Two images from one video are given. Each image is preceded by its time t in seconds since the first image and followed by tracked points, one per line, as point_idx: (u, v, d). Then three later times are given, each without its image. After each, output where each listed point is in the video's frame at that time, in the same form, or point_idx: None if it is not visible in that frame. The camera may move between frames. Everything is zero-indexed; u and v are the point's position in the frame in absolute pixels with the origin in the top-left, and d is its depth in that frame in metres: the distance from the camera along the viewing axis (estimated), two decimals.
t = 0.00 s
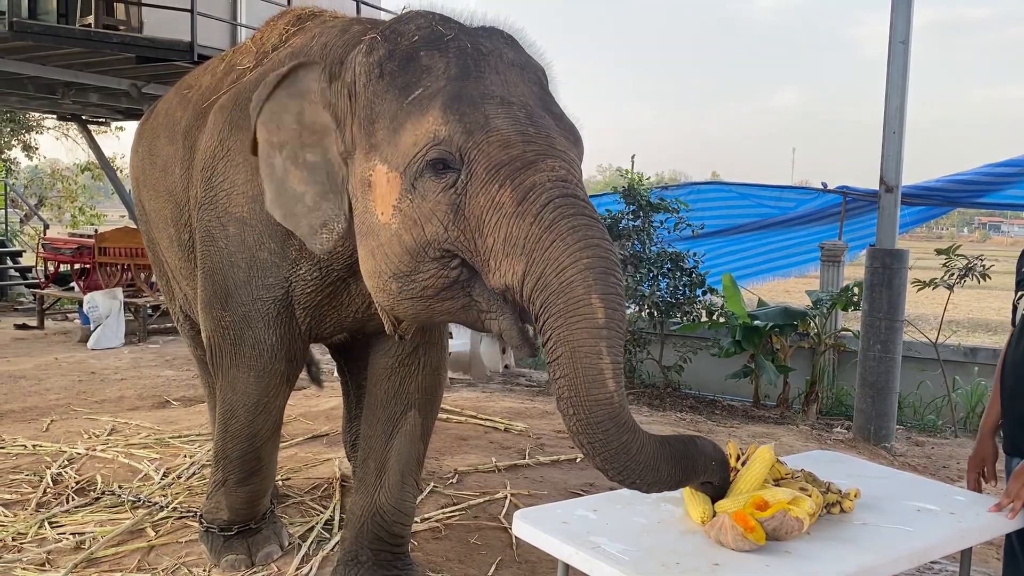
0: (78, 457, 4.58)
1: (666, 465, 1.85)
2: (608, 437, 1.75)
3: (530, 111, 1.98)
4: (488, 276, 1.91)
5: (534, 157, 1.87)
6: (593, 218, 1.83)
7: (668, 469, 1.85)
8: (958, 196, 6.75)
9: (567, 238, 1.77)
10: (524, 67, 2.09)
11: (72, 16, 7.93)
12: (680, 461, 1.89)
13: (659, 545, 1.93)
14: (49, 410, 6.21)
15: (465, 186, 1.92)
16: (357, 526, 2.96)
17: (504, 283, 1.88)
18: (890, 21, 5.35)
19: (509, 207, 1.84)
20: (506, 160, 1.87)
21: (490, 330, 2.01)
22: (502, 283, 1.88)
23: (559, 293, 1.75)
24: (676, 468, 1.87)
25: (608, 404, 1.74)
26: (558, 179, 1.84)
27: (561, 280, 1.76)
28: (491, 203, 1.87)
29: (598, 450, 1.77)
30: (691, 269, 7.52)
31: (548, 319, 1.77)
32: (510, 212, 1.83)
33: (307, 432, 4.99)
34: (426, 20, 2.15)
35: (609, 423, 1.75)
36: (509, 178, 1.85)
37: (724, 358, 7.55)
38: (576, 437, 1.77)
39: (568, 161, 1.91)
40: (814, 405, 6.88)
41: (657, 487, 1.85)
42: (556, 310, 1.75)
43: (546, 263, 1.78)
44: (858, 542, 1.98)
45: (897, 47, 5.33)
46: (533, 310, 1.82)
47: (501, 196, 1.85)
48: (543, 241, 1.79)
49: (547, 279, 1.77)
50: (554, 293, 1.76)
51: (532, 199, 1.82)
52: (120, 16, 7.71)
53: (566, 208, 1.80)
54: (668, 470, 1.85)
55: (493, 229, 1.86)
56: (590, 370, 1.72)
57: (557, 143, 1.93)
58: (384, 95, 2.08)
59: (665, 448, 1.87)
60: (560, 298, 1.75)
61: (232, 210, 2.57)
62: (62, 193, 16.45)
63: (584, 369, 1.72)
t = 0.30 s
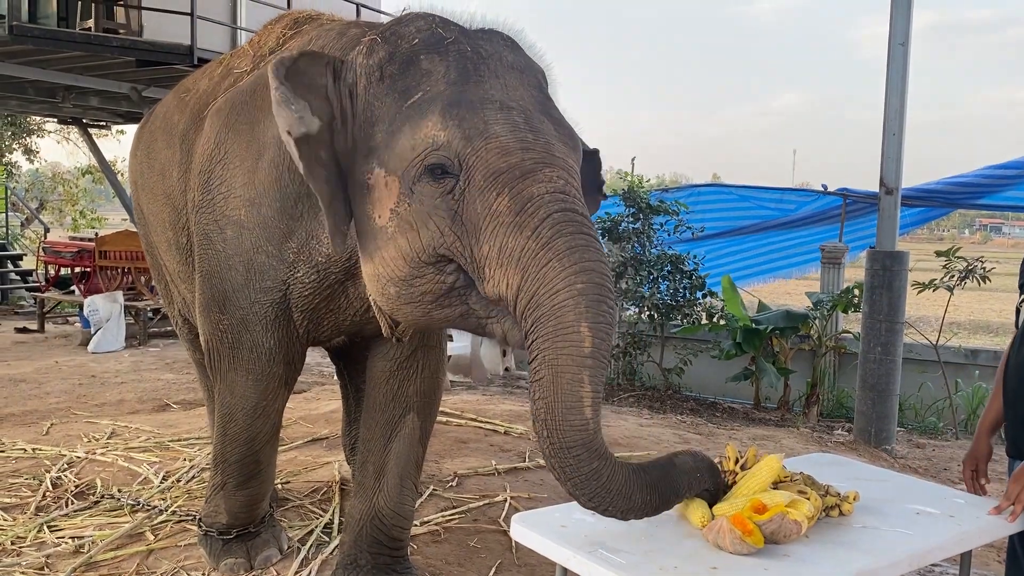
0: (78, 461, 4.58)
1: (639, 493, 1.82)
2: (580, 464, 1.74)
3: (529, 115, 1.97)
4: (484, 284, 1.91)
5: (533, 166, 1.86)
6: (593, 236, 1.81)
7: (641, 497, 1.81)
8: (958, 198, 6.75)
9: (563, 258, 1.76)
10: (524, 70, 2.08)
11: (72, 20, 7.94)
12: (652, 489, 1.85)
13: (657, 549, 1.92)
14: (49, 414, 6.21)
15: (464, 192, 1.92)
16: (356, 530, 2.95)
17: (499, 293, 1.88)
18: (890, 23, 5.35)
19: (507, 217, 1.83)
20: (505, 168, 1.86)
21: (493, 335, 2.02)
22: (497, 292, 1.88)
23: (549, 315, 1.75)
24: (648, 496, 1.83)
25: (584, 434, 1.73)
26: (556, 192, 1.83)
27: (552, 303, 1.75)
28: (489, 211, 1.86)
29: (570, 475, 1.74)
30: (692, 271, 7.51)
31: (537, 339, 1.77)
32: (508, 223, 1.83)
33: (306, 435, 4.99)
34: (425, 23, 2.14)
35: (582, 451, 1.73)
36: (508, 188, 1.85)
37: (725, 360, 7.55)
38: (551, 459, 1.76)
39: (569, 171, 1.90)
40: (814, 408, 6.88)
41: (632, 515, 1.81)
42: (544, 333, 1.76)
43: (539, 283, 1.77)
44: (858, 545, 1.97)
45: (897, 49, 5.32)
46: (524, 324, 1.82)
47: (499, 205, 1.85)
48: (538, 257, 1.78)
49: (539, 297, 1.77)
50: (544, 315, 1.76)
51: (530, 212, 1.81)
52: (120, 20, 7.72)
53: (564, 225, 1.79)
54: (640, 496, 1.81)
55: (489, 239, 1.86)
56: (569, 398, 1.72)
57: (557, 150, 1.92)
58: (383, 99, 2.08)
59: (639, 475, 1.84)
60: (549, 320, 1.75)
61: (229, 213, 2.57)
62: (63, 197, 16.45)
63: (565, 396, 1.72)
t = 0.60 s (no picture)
0: (75, 463, 4.57)
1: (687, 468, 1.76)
2: (614, 450, 1.72)
3: (520, 117, 1.97)
4: (477, 287, 1.90)
5: (525, 165, 1.86)
6: (586, 232, 1.82)
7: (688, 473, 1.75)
8: (957, 198, 6.74)
9: (560, 255, 1.76)
10: (514, 72, 2.08)
11: (71, 23, 7.94)
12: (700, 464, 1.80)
13: (650, 549, 1.91)
14: (48, 417, 6.20)
15: (455, 194, 1.91)
16: (352, 532, 2.94)
17: (493, 293, 1.87)
18: (887, 24, 5.34)
19: (500, 217, 1.82)
20: (496, 169, 1.86)
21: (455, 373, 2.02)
22: (490, 292, 1.87)
23: (551, 313, 1.74)
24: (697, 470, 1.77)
25: (615, 417, 1.71)
26: (549, 191, 1.83)
27: (553, 300, 1.74)
28: (481, 212, 1.85)
29: (608, 460, 1.73)
30: (691, 273, 7.50)
31: (543, 339, 1.75)
32: (501, 223, 1.82)
33: (305, 437, 4.98)
34: (414, 26, 2.14)
35: (616, 435, 1.71)
36: (500, 187, 1.84)
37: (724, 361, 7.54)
38: (584, 447, 1.74)
39: (561, 170, 1.90)
40: (814, 409, 6.86)
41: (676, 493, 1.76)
42: (550, 329, 1.74)
43: (538, 282, 1.76)
44: (853, 545, 1.96)
45: (895, 49, 5.31)
46: (525, 324, 1.80)
47: (491, 206, 1.84)
48: (535, 256, 1.77)
49: (538, 296, 1.76)
50: (545, 314, 1.75)
51: (523, 211, 1.81)
52: (119, 23, 7.72)
53: (558, 223, 1.79)
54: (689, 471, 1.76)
55: (482, 239, 1.85)
56: (589, 388, 1.71)
57: (548, 150, 1.92)
58: (374, 103, 2.07)
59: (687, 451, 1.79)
60: (552, 319, 1.74)
61: (223, 215, 2.56)
62: (64, 200, 16.46)
63: (583, 385, 1.71)
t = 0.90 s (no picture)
0: (73, 469, 4.56)
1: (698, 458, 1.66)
2: (665, 401, 1.66)
3: (515, 112, 1.96)
4: (482, 281, 1.89)
5: (523, 158, 1.87)
6: (588, 218, 1.84)
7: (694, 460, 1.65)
8: (955, 198, 6.74)
9: (568, 240, 1.77)
10: (507, 68, 2.07)
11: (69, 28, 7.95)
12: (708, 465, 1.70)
13: (644, 553, 1.90)
14: (47, 422, 6.20)
15: (454, 190, 1.91)
16: (348, 536, 2.94)
17: (503, 287, 1.85)
18: (884, 24, 5.35)
19: (503, 211, 1.83)
20: (495, 163, 1.86)
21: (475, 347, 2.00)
22: (499, 287, 1.86)
23: (572, 296, 1.73)
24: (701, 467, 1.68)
25: (661, 366, 1.68)
26: (549, 181, 1.83)
27: (571, 284, 1.74)
28: (482, 207, 1.86)
29: (655, 416, 1.66)
30: (690, 274, 7.50)
31: (569, 321, 1.74)
32: (504, 216, 1.82)
33: (303, 441, 4.97)
34: (405, 25, 2.14)
35: (666, 385, 1.67)
36: (499, 181, 1.84)
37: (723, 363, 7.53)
38: (629, 406, 1.68)
39: (558, 161, 1.91)
40: (813, 410, 6.85)
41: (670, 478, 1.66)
42: (575, 312, 1.73)
43: (552, 270, 1.76)
44: (848, 548, 1.95)
45: (891, 50, 5.32)
46: (547, 317, 1.78)
47: (491, 200, 1.84)
48: (543, 245, 1.78)
49: (555, 284, 1.75)
50: (566, 298, 1.74)
51: (525, 202, 1.81)
52: (116, 28, 7.73)
53: (561, 211, 1.80)
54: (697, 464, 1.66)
55: (487, 234, 1.85)
56: (634, 343, 1.68)
57: (545, 144, 1.93)
58: (367, 101, 2.06)
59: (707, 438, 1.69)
60: (575, 300, 1.73)
61: (216, 220, 2.56)
62: (64, 205, 16.48)
63: (624, 344, 1.68)
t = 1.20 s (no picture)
0: (77, 475, 4.58)
1: (713, 465, 1.63)
2: (655, 413, 1.66)
3: (520, 125, 1.97)
4: (485, 294, 1.89)
5: (527, 172, 1.87)
6: (591, 233, 1.84)
7: (709, 471, 1.62)
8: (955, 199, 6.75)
9: (570, 256, 1.77)
10: (511, 81, 2.08)
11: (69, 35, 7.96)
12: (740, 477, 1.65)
13: (650, 559, 1.91)
14: (50, 429, 6.21)
15: (458, 203, 1.91)
16: (353, 542, 2.94)
17: (505, 301, 1.86)
18: (883, 27, 5.36)
19: (506, 225, 1.83)
20: (499, 177, 1.86)
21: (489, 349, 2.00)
22: (501, 300, 1.86)
23: (571, 312, 1.74)
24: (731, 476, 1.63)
25: (653, 378, 1.68)
26: (552, 196, 1.84)
27: (571, 300, 1.74)
28: (487, 220, 1.86)
29: (646, 425, 1.66)
30: (690, 277, 7.52)
31: (567, 338, 1.74)
32: (508, 230, 1.83)
33: (306, 447, 4.98)
34: (410, 37, 2.15)
35: (658, 396, 1.67)
36: (503, 196, 1.85)
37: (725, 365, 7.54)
38: (620, 419, 1.69)
39: (562, 175, 1.91)
40: (816, 412, 6.85)
41: (693, 492, 1.63)
42: (573, 329, 1.74)
43: (553, 287, 1.76)
44: (852, 552, 1.96)
45: (891, 52, 5.33)
46: (545, 334, 1.79)
47: (496, 214, 1.85)
48: (545, 260, 1.78)
49: (556, 301, 1.75)
50: (565, 315, 1.75)
51: (529, 217, 1.81)
52: (117, 34, 7.75)
53: (564, 226, 1.80)
54: (717, 472, 1.62)
55: (490, 248, 1.85)
56: (627, 358, 1.69)
57: (548, 157, 1.93)
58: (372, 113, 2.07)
59: (722, 450, 1.65)
60: (574, 316, 1.73)
61: (219, 228, 2.57)
62: (64, 210, 16.49)
63: (617, 358, 1.69)
